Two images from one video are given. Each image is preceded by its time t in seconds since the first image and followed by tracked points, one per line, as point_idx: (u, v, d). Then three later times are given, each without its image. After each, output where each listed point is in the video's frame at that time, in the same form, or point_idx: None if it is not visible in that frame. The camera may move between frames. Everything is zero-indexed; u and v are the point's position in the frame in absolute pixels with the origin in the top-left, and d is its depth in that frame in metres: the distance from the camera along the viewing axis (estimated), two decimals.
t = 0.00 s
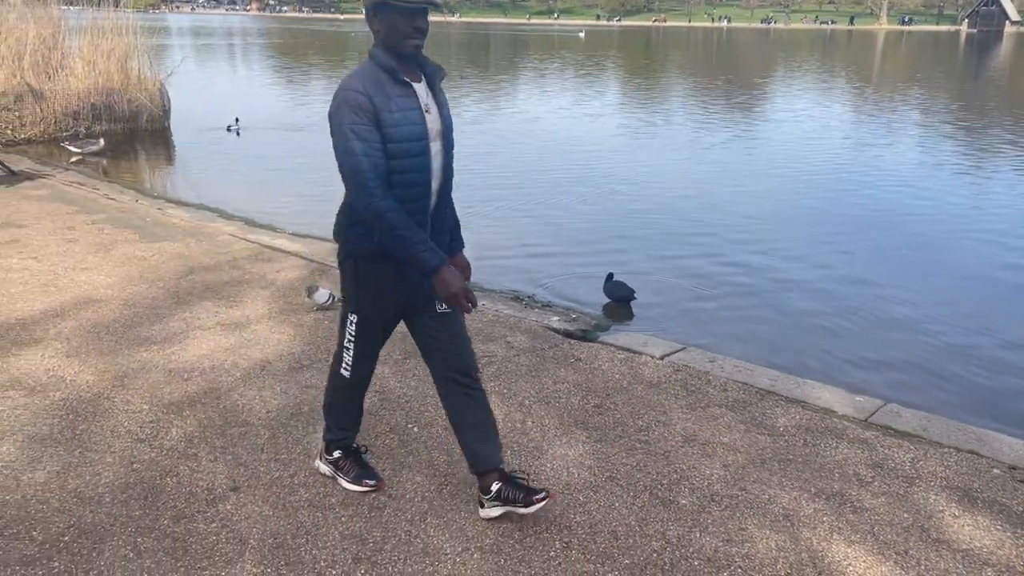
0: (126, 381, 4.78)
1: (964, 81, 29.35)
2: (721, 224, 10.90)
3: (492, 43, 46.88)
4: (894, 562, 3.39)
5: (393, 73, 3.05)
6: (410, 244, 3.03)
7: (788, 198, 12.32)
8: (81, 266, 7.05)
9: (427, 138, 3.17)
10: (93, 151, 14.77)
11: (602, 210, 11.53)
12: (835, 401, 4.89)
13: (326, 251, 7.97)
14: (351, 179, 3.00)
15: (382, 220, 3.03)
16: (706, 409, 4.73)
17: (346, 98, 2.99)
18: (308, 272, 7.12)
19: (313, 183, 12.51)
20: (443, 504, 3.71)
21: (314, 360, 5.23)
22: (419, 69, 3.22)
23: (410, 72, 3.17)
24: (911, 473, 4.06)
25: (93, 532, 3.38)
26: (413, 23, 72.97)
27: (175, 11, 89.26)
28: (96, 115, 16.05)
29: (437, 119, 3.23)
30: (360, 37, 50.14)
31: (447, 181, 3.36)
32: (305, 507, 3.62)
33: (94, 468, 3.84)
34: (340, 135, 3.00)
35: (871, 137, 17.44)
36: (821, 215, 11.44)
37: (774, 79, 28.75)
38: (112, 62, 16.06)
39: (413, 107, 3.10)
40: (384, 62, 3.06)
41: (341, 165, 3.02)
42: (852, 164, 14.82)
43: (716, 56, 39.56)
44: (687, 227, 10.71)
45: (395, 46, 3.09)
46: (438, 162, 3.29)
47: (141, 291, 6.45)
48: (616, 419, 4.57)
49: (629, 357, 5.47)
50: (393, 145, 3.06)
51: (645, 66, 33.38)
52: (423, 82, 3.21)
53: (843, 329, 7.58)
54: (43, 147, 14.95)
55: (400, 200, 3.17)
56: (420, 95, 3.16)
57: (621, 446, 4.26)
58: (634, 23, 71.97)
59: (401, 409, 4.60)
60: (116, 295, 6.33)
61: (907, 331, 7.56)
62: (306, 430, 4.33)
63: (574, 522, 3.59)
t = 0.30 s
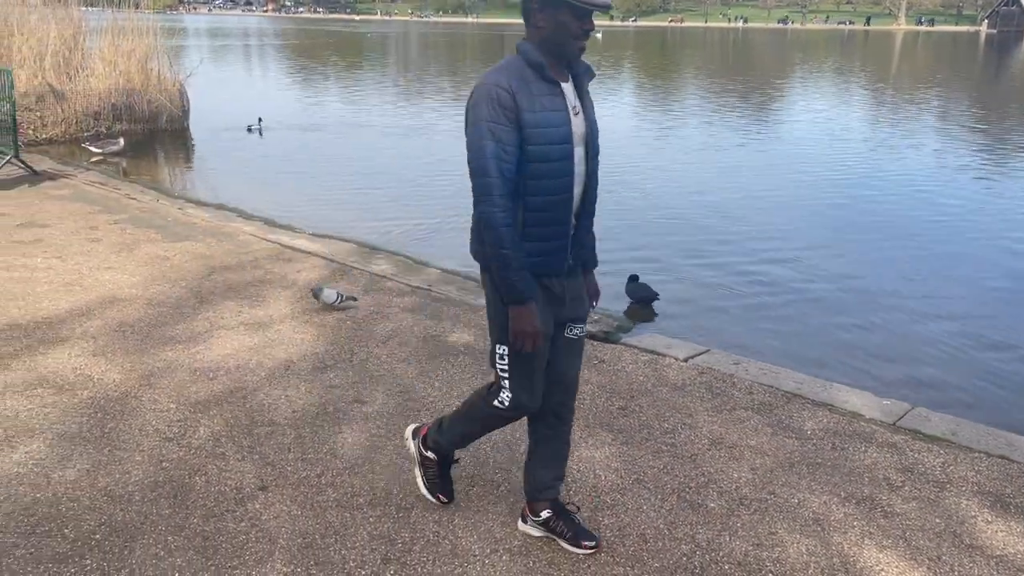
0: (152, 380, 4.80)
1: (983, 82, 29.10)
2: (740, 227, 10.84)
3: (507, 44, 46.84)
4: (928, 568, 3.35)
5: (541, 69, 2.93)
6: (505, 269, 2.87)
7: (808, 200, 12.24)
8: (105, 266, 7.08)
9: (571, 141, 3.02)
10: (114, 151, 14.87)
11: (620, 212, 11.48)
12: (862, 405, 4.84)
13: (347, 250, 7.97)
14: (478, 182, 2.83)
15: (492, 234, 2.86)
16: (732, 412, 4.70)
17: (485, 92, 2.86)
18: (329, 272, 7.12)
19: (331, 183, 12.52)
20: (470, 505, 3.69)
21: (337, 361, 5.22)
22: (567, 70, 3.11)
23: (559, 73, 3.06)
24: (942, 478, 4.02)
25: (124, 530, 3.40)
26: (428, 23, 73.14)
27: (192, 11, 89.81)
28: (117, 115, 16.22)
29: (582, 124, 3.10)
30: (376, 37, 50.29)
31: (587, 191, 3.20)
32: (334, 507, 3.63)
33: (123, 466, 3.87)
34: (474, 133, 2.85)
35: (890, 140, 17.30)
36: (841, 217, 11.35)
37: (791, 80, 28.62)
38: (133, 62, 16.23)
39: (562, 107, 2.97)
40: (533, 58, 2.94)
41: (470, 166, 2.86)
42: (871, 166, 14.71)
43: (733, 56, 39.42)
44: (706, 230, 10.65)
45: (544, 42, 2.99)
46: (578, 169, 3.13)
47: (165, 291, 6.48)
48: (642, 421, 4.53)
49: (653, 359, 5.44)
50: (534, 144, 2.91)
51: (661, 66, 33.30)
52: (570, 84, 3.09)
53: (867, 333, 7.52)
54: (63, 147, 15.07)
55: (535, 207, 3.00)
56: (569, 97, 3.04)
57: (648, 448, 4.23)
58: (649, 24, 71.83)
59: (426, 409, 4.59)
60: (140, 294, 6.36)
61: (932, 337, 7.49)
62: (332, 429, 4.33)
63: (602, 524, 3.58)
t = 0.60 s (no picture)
0: (178, 380, 4.83)
1: (1005, 84, 28.79)
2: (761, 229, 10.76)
3: (524, 46, 46.85)
4: None
5: (681, 93, 2.76)
6: (582, 300, 2.83)
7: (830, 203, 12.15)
8: (128, 267, 7.13)
9: (710, 171, 2.84)
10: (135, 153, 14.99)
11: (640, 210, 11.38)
12: (890, 410, 4.79)
13: (367, 252, 7.98)
14: (585, 212, 2.80)
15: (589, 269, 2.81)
16: (758, 416, 4.65)
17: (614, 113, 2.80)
18: (350, 274, 7.12)
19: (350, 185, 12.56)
20: (497, 508, 3.68)
21: (360, 363, 5.21)
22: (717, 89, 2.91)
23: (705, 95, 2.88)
24: (973, 485, 3.97)
25: (152, 531, 3.41)
26: (445, 26, 73.38)
27: (211, 14, 90.42)
28: (138, 117, 16.26)
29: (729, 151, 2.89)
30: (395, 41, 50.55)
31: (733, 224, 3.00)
32: (360, 509, 3.62)
33: (151, 467, 3.88)
34: (594, 159, 2.80)
35: (911, 142, 17.15)
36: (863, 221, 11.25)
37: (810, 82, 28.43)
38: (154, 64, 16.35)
39: (699, 133, 2.80)
40: (675, 80, 2.78)
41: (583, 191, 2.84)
42: (893, 168, 14.57)
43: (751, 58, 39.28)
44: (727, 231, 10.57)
45: (693, 62, 2.82)
46: (722, 201, 2.93)
47: (188, 292, 6.51)
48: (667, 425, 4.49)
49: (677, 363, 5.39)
50: (661, 174, 2.79)
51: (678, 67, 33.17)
52: (719, 106, 2.89)
53: (893, 339, 7.44)
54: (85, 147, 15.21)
55: (664, 240, 2.87)
56: (713, 121, 2.85)
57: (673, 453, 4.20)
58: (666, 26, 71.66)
59: (450, 411, 4.57)
60: (163, 295, 6.40)
61: (958, 342, 7.40)
62: (356, 432, 4.32)
63: (629, 529, 3.55)
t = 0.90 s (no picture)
0: (199, 384, 4.83)
1: None
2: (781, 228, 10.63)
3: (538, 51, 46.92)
4: None
5: (880, 110, 2.55)
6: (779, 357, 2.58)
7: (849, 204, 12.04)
8: (149, 271, 7.16)
9: (916, 194, 2.61)
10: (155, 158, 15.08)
11: (658, 210, 11.30)
12: (915, 417, 4.73)
13: (385, 256, 7.99)
14: (781, 254, 2.54)
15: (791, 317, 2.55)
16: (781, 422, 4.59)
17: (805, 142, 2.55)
18: (369, 278, 7.12)
19: (367, 189, 12.57)
20: (520, 514, 3.66)
21: (381, 367, 5.20)
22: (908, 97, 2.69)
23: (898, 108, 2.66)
24: (1003, 493, 3.91)
25: (176, 534, 3.42)
26: (459, 31, 73.55)
27: (227, 20, 91.08)
28: (156, 122, 16.36)
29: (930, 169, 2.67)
30: (409, 46, 50.71)
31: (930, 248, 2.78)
32: (382, 514, 3.61)
33: (174, 470, 3.89)
34: (787, 194, 2.55)
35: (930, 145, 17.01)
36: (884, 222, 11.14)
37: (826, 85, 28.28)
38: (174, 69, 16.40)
39: (902, 153, 2.58)
40: (869, 98, 2.56)
41: (773, 234, 2.57)
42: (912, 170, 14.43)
43: (766, 62, 39.15)
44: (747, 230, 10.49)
45: (889, 67, 2.61)
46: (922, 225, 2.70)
47: (208, 295, 6.53)
48: (691, 431, 4.45)
49: (699, 368, 5.34)
50: (867, 204, 2.55)
51: (693, 72, 33.08)
52: (913, 118, 2.67)
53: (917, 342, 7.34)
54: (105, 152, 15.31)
55: (869, 278, 2.62)
56: (911, 137, 2.63)
57: (697, 459, 4.16)
58: (681, 30, 71.54)
59: (471, 416, 4.55)
60: (184, 299, 6.42)
61: (983, 346, 7.30)
62: (377, 436, 4.31)
63: (654, 536, 3.52)
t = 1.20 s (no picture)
0: (215, 393, 4.82)
1: None
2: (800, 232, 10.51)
3: (551, 58, 46.96)
4: None
5: None
6: None
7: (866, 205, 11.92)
8: (165, 278, 7.18)
9: None
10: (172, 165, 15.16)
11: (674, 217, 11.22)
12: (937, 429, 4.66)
13: (400, 263, 7.97)
14: None
15: None
16: (801, 433, 4.52)
17: None
18: (384, 285, 7.10)
19: (381, 197, 12.58)
20: (538, 527, 3.62)
21: (396, 376, 5.17)
22: None
23: None
24: None
25: (191, 547, 3.40)
26: (472, 39, 73.76)
27: (243, 29, 91.79)
28: (173, 130, 16.46)
29: None
30: (423, 54, 50.91)
31: None
32: (399, 527, 3.58)
33: (189, 481, 3.88)
34: None
35: (946, 148, 16.86)
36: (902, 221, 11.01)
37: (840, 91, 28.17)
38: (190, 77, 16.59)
39: None
40: None
41: None
42: (930, 173, 14.27)
43: (779, 68, 39.07)
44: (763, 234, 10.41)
45: None
46: None
47: (224, 303, 6.53)
48: (709, 442, 4.39)
49: (717, 377, 5.27)
50: None
51: (706, 78, 33.03)
52: None
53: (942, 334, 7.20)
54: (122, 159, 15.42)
55: None
56: None
57: (717, 471, 4.10)
58: (694, 37, 71.44)
59: (487, 426, 4.50)
60: (200, 307, 6.42)
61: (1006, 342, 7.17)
62: (393, 446, 4.28)
63: (674, 551, 3.48)
